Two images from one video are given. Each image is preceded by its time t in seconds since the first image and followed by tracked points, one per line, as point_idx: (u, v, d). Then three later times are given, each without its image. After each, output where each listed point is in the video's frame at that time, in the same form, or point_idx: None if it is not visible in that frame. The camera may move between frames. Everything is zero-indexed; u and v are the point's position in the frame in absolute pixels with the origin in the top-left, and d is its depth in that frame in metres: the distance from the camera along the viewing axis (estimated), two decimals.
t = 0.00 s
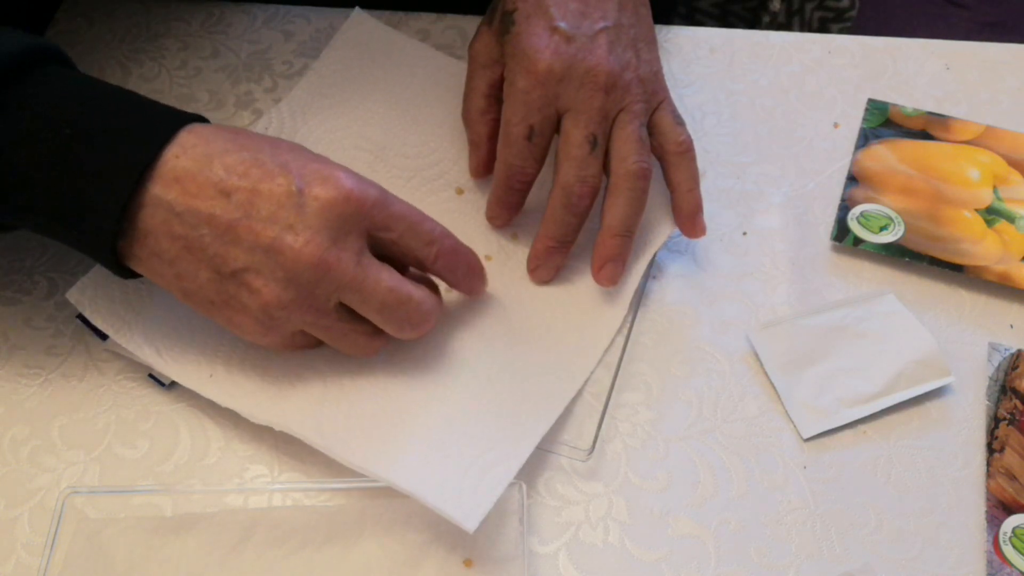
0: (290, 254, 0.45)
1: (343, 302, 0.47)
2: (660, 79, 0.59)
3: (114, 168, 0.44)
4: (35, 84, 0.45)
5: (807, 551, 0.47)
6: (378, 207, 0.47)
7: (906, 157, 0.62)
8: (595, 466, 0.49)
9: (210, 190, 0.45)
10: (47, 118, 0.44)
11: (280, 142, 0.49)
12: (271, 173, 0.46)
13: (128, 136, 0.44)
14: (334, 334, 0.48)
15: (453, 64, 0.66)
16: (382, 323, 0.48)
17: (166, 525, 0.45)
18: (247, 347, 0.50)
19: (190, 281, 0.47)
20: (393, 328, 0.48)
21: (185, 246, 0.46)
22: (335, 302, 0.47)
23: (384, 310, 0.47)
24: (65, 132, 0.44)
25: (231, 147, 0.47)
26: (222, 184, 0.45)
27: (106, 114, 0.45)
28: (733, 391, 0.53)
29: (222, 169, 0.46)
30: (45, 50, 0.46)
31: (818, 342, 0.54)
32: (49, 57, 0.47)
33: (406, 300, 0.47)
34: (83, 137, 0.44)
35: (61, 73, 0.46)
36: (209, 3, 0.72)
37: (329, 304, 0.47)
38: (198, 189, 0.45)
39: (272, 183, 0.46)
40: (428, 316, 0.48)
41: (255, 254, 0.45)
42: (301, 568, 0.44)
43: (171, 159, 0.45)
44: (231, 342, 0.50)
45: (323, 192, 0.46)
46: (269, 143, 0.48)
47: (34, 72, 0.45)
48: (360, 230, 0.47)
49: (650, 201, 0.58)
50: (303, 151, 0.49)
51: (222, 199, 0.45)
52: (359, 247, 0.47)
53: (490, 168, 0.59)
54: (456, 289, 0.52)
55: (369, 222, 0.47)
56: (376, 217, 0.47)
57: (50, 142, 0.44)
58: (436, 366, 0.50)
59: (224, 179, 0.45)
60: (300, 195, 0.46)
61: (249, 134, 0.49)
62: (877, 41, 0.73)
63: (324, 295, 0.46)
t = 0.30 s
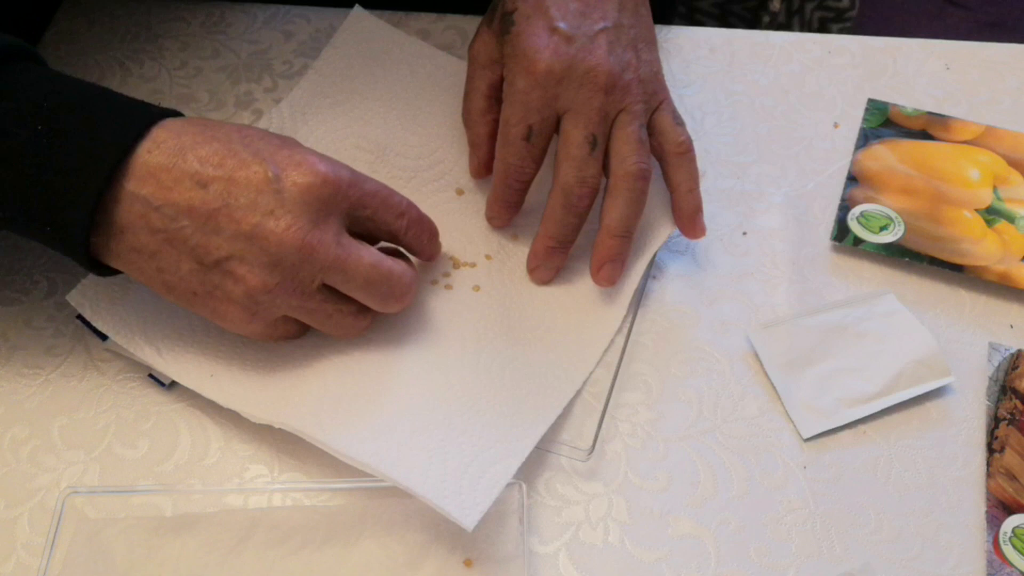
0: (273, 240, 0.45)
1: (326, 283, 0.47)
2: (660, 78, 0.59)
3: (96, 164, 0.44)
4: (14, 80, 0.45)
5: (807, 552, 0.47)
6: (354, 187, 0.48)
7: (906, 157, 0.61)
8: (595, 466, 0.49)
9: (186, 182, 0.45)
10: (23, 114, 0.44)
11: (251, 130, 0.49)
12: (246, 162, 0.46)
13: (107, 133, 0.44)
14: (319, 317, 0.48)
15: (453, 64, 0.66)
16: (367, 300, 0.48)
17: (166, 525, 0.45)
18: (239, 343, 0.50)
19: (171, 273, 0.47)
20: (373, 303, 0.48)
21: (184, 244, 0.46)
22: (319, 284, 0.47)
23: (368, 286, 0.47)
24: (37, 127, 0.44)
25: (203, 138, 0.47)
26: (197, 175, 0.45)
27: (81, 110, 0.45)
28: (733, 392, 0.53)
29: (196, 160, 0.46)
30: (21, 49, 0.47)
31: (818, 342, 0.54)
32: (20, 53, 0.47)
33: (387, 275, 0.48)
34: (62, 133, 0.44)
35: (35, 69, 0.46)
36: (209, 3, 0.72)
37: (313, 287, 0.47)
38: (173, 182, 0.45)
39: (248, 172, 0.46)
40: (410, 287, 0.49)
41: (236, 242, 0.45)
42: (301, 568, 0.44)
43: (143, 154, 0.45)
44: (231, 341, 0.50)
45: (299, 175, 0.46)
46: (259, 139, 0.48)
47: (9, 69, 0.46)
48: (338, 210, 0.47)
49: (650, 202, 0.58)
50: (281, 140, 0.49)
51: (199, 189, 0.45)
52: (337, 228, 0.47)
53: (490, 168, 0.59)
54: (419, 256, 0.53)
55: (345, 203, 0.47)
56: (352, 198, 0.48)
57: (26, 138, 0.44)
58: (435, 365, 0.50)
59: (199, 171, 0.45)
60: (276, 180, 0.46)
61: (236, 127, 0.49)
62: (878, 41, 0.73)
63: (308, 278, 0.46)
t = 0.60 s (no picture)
0: (278, 245, 0.45)
1: (329, 289, 0.47)
2: (660, 78, 0.59)
3: (97, 168, 0.44)
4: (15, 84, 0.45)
5: (807, 552, 0.47)
6: (357, 192, 0.48)
7: (906, 157, 0.61)
8: (595, 466, 0.49)
9: (190, 187, 0.45)
10: (23, 117, 0.44)
11: (252, 135, 0.49)
12: (250, 166, 0.46)
13: (109, 136, 0.44)
14: (322, 322, 0.48)
15: (453, 64, 0.66)
16: (369, 305, 0.48)
17: (166, 525, 0.45)
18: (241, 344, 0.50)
19: (174, 278, 0.47)
20: (376, 308, 0.48)
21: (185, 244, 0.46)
22: (322, 289, 0.47)
23: (370, 292, 0.47)
24: (38, 131, 0.44)
25: (206, 144, 0.47)
26: (201, 180, 0.45)
27: (82, 113, 0.45)
28: (733, 391, 0.53)
29: (198, 165, 0.46)
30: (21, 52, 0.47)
31: (818, 343, 0.54)
32: (19, 55, 0.47)
33: (391, 281, 0.48)
34: (63, 136, 0.44)
35: (36, 72, 0.46)
36: (209, 3, 0.72)
37: (316, 292, 0.47)
38: (177, 188, 0.45)
39: (252, 176, 0.46)
40: (411, 292, 0.49)
41: (240, 247, 0.45)
42: (301, 569, 0.44)
43: (147, 159, 0.45)
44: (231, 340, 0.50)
45: (302, 181, 0.46)
46: (259, 142, 0.48)
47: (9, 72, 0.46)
48: (342, 216, 0.47)
49: (650, 203, 0.58)
50: (280, 143, 0.49)
51: (203, 195, 0.45)
52: (341, 235, 0.47)
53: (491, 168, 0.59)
54: (423, 260, 0.53)
55: (350, 209, 0.48)
56: (356, 204, 0.48)
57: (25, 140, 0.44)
58: (436, 365, 0.50)
59: (203, 176, 0.46)
60: (280, 185, 0.46)
61: (234, 131, 0.49)
62: (878, 41, 0.73)
63: (312, 283, 0.46)
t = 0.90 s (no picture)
0: (275, 249, 0.45)
1: (327, 292, 0.47)
2: (661, 78, 0.59)
3: (98, 171, 0.44)
4: (16, 85, 0.45)
5: (807, 552, 0.47)
6: (355, 195, 0.48)
7: (905, 157, 0.62)
8: (595, 466, 0.49)
9: (188, 190, 0.45)
10: (24, 119, 0.44)
11: (251, 137, 0.49)
12: (247, 169, 0.46)
13: (111, 138, 0.44)
14: (321, 325, 0.48)
15: (453, 64, 0.66)
16: (367, 307, 0.48)
17: (166, 525, 0.45)
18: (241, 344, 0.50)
19: (173, 281, 0.47)
20: (377, 310, 0.48)
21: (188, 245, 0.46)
22: (320, 292, 0.47)
23: (368, 294, 0.47)
24: (39, 133, 0.44)
25: (205, 146, 0.47)
26: (198, 183, 0.45)
27: (83, 115, 0.45)
28: (733, 391, 0.53)
29: (197, 168, 0.46)
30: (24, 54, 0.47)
31: (817, 343, 0.54)
32: (21, 57, 0.47)
33: (389, 283, 0.48)
34: (63, 139, 0.44)
35: (38, 74, 0.46)
36: (209, 3, 0.72)
37: (313, 295, 0.47)
38: (175, 190, 0.45)
39: (249, 179, 0.46)
40: (410, 295, 0.49)
41: (238, 251, 0.45)
42: (301, 568, 0.44)
43: (146, 161, 0.45)
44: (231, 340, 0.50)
45: (300, 184, 0.46)
46: (259, 145, 0.48)
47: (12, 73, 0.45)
48: (340, 219, 0.47)
49: (650, 203, 0.58)
50: (281, 145, 0.49)
51: (201, 198, 0.45)
52: (339, 238, 0.47)
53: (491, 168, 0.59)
54: (427, 261, 0.53)
55: (348, 212, 0.47)
56: (354, 206, 0.48)
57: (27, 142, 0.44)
58: (436, 365, 0.50)
59: (200, 178, 0.46)
60: (278, 188, 0.46)
61: (234, 133, 0.49)
62: (877, 41, 0.73)
63: (309, 287, 0.46)
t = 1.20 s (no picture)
0: (269, 256, 0.45)
1: (324, 299, 0.47)
2: (662, 78, 0.59)
3: (96, 174, 0.44)
4: (16, 89, 0.45)
5: (807, 552, 0.47)
6: (352, 202, 0.47)
7: (906, 157, 0.61)
8: (595, 466, 0.49)
9: (182, 196, 0.45)
10: (22, 122, 0.44)
11: (250, 142, 0.49)
12: (243, 175, 0.46)
13: (109, 142, 0.44)
14: (317, 331, 0.48)
15: (453, 64, 0.66)
16: (363, 314, 0.48)
17: (166, 525, 0.45)
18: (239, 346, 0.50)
19: (169, 286, 0.47)
20: (375, 318, 0.48)
21: (183, 251, 0.46)
22: (316, 299, 0.47)
23: (364, 301, 0.47)
24: (37, 137, 0.44)
25: (201, 151, 0.46)
26: (194, 189, 0.45)
27: (81, 119, 0.45)
28: (733, 391, 0.53)
29: (192, 174, 0.46)
30: (24, 56, 0.47)
31: (817, 343, 0.54)
32: (20, 59, 0.46)
33: (385, 291, 0.48)
34: (62, 143, 0.44)
35: (38, 77, 0.46)
36: (209, 3, 0.72)
37: (309, 303, 0.47)
38: (170, 196, 0.45)
39: (245, 186, 0.46)
40: (406, 303, 0.49)
41: (233, 257, 0.45)
42: (301, 568, 0.44)
43: (141, 166, 0.45)
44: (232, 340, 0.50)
45: (295, 191, 0.46)
46: (257, 149, 0.48)
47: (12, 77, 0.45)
48: (337, 226, 0.47)
49: (650, 203, 0.57)
50: (279, 151, 0.49)
51: (196, 203, 0.45)
52: (336, 244, 0.47)
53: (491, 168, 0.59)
54: (426, 268, 0.52)
55: (344, 218, 0.47)
56: (351, 213, 0.48)
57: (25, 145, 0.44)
58: (437, 365, 0.50)
59: (196, 184, 0.45)
60: (273, 195, 0.46)
61: (234, 139, 0.49)
62: (878, 41, 0.73)
63: (305, 294, 0.46)
